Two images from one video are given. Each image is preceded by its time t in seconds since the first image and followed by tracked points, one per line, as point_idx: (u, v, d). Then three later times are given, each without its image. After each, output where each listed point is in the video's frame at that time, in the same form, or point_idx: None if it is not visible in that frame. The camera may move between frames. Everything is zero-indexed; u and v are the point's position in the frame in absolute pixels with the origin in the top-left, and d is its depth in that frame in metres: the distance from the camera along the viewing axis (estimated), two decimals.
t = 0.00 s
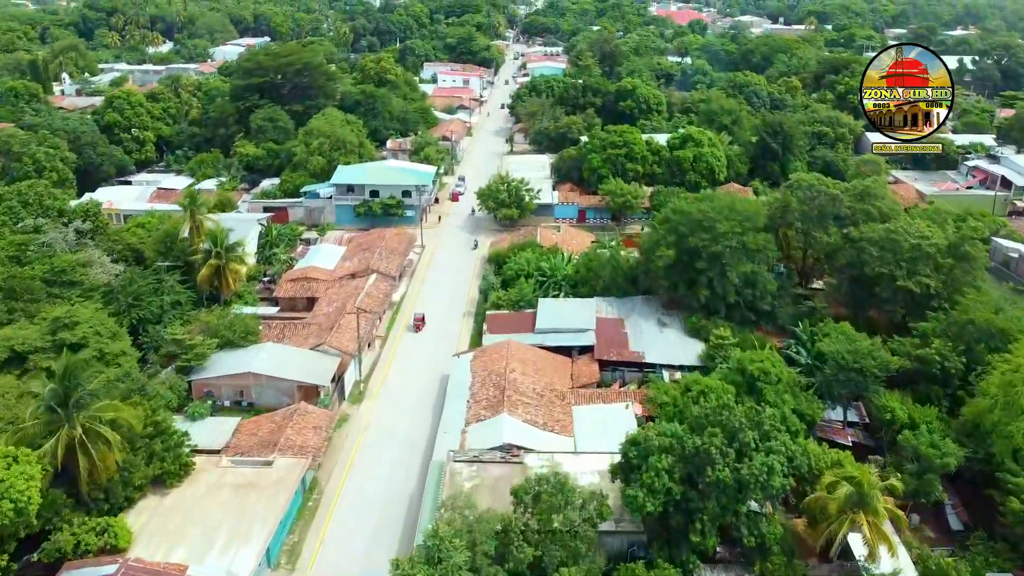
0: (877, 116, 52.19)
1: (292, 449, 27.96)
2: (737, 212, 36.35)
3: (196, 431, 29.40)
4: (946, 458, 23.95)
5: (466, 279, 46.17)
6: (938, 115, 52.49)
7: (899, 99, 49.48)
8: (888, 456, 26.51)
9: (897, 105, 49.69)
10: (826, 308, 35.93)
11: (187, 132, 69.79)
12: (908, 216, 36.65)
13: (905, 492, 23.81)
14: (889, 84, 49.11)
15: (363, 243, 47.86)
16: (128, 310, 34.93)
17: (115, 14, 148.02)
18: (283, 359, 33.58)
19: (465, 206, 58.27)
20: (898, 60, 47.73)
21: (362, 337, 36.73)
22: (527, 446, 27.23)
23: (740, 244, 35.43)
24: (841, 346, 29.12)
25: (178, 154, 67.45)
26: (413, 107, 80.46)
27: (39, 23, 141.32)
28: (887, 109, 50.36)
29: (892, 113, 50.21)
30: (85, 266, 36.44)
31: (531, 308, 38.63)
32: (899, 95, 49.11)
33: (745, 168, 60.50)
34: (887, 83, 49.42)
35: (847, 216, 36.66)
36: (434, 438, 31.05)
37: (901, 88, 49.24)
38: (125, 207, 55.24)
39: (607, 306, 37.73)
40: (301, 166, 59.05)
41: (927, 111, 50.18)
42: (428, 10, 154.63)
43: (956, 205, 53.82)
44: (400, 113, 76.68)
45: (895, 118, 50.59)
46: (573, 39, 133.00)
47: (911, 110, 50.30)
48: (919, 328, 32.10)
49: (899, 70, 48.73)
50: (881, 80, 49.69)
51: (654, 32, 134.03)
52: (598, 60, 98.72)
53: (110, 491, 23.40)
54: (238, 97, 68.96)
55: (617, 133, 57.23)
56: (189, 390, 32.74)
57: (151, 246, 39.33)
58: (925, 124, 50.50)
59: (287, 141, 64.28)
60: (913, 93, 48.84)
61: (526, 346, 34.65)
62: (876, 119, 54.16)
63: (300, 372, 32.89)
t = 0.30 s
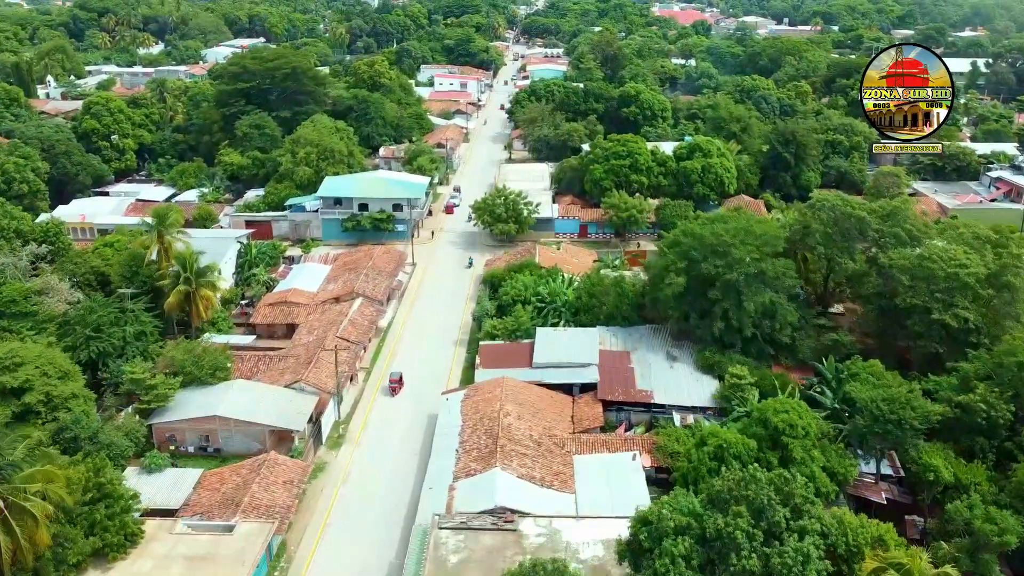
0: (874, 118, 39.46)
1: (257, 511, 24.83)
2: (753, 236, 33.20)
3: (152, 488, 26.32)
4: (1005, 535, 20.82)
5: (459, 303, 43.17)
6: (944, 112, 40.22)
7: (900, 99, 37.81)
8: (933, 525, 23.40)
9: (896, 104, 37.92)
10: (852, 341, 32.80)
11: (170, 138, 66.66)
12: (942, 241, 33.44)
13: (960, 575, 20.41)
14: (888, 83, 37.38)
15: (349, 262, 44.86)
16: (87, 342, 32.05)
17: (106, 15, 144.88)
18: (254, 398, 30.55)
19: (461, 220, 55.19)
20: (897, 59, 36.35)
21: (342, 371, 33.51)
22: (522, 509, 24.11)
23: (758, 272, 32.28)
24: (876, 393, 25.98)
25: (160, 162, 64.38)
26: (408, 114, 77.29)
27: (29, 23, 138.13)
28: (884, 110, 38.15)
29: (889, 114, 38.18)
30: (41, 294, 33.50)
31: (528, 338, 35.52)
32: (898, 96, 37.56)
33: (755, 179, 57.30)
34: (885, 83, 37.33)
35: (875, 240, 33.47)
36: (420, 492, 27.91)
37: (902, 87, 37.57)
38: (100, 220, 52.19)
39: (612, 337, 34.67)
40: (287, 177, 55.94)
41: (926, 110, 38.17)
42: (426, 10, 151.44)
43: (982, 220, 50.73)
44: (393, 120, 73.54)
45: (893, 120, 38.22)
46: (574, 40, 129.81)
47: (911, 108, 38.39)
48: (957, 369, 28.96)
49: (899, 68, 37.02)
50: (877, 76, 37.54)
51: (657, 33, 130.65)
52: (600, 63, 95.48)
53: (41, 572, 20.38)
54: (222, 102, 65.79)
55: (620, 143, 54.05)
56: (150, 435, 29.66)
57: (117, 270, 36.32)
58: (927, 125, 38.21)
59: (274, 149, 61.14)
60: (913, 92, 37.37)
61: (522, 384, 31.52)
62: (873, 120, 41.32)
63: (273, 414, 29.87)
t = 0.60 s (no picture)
0: (877, 118, 46.45)
1: None
2: (773, 265, 30.02)
3: (94, 557, 23.24)
4: None
5: (451, 329, 39.97)
6: (940, 113, 47.89)
7: (900, 100, 44.32)
8: None
9: (897, 105, 44.52)
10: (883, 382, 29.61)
11: (151, 146, 63.52)
12: (982, 271, 30.21)
13: None
14: (889, 84, 44.08)
15: (333, 284, 41.78)
16: (36, 382, 28.93)
17: (97, 15, 141.88)
18: (218, 448, 27.42)
19: (454, 236, 52.07)
20: (897, 59, 42.89)
21: (319, 413, 30.37)
22: None
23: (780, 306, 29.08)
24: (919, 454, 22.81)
25: (140, 172, 61.23)
26: (401, 120, 74.17)
27: (19, 23, 135.28)
28: (886, 109, 45.12)
29: (891, 114, 45.08)
30: None
31: (525, 375, 32.36)
32: (899, 96, 44.07)
33: (767, 192, 54.14)
34: (886, 83, 44.25)
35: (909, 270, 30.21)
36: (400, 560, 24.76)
37: (902, 88, 44.17)
38: (71, 235, 49.07)
39: (616, 375, 31.54)
40: (270, 189, 52.80)
41: (927, 112, 45.19)
42: (424, 11, 148.55)
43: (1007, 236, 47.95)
44: (385, 126, 70.44)
45: (894, 119, 45.17)
46: (575, 42, 126.77)
47: (911, 110, 45.20)
48: (1005, 419, 25.78)
49: (899, 69, 43.69)
50: (880, 79, 44.42)
51: (660, 35, 127.68)
52: (602, 66, 92.36)
53: None
54: (206, 108, 62.65)
55: (623, 154, 50.95)
56: (101, 491, 26.68)
57: (75, 297, 33.16)
58: (927, 126, 45.28)
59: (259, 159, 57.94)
60: (913, 92, 43.86)
61: (518, 429, 28.35)
62: (873, 119, 48.93)
63: (238, 467, 26.72)
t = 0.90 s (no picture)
0: (877, 118, 46.93)
1: None
2: (798, 300, 26.81)
3: None
4: None
5: (442, 360, 36.83)
6: (938, 113, 48.58)
7: (900, 100, 44.79)
8: None
9: (896, 105, 44.93)
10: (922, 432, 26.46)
11: (131, 155, 60.37)
12: None
13: None
14: (888, 84, 44.33)
15: (315, 310, 38.67)
16: None
17: (88, 16, 138.82)
18: (172, 511, 24.27)
19: (448, 253, 48.90)
20: (897, 60, 43.03)
21: (291, 465, 27.22)
22: None
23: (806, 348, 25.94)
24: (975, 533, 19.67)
25: (118, 183, 58.12)
26: (395, 127, 71.04)
27: (8, 24, 132.26)
28: (886, 109, 45.41)
29: (891, 114, 45.43)
30: None
31: (521, 420, 29.21)
32: (899, 97, 44.42)
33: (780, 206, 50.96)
34: (886, 84, 44.35)
35: (950, 306, 27.02)
36: None
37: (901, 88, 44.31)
38: (39, 253, 45.95)
39: (622, 421, 28.41)
40: (252, 204, 49.67)
41: (927, 112, 45.99)
42: (423, 11, 145.50)
43: None
44: (378, 133, 67.32)
45: (894, 119, 45.69)
46: (576, 43, 123.70)
47: (911, 110, 45.59)
48: None
49: (900, 69, 43.73)
50: (880, 79, 44.64)
51: (663, 36, 124.60)
52: (604, 69, 89.31)
53: None
54: (187, 116, 59.48)
55: (628, 166, 47.82)
56: (39, 561, 23.64)
57: (22, 330, 29.83)
58: (927, 125, 46.29)
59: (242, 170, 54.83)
60: (913, 93, 44.06)
61: (511, 488, 25.21)
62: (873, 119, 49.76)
63: (194, 536, 23.59)
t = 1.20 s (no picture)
0: (876, 118, 43.65)
1: None
2: (830, 348, 23.65)
3: None
4: None
5: (431, 399, 33.68)
6: (939, 111, 44.68)
7: (899, 100, 41.67)
8: None
9: (896, 105, 41.82)
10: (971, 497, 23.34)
11: (108, 166, 57.24)
12: None
13: None
14: (888, 84, 41.36)
15: (293, 342, 35.46)
16: None
17: (78, 17, 135.67)
18: None
19: (441, 274, 45.78)
20: (898, 59, 40.57)
21: (256, 532, 24.09)
22: None
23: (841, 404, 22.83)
24: None
25: (94, 196, 54.93)
26: (389, 135, 67.91)
27: None
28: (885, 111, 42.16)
29: (890, 115, 42.27)
30: None
31: (516, 477, 26.09)
32: (899, 97, 41.46)
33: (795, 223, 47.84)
34: (886, 84, 41.47)
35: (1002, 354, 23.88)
36: None
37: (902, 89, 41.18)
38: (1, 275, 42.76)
39: (630, 480, 25.30)
40: (232, 221, 46.54)
41: (927, 112, 42.73)
42: (421, 14, 142.41)
43: None
44: (370, 142, 64.18)
45: (894, 120, 42.46)
46: (577, 46, 120.59)
47: (911, 110, 42.33)
48: None
49: (900, 70, 40.82)
50: (878, 78, 41.78)
51: (667, 38, 121.50)
52: (607, 74, 86.20)
53: None
54: (168, 124, 56.34)
55: (633, 183, 44.62)
56: None
57: None
58: (927, 126, 42.77)
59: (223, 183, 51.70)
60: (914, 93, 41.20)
61: (504, 563, 22.07)
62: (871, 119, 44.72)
63: None
